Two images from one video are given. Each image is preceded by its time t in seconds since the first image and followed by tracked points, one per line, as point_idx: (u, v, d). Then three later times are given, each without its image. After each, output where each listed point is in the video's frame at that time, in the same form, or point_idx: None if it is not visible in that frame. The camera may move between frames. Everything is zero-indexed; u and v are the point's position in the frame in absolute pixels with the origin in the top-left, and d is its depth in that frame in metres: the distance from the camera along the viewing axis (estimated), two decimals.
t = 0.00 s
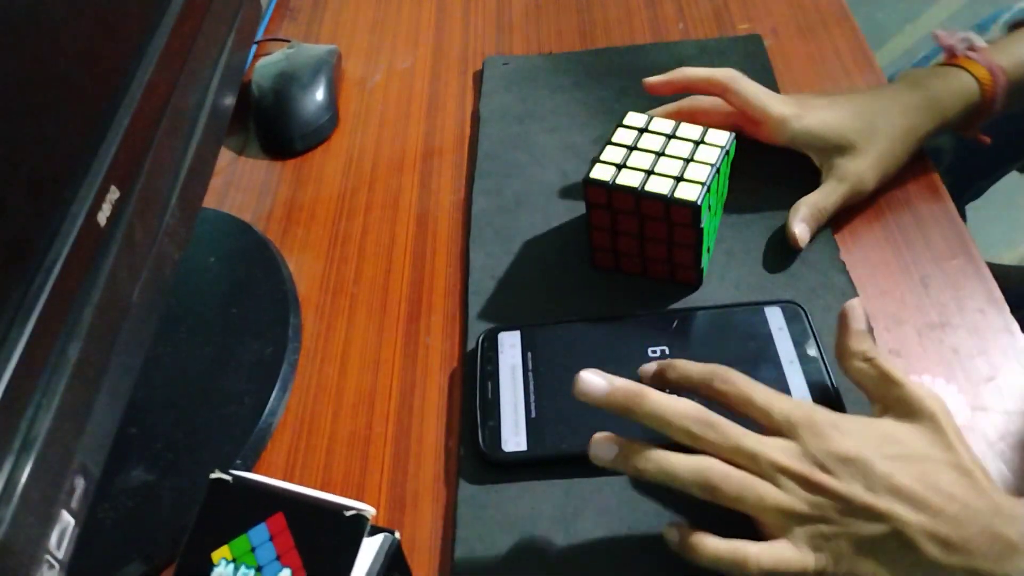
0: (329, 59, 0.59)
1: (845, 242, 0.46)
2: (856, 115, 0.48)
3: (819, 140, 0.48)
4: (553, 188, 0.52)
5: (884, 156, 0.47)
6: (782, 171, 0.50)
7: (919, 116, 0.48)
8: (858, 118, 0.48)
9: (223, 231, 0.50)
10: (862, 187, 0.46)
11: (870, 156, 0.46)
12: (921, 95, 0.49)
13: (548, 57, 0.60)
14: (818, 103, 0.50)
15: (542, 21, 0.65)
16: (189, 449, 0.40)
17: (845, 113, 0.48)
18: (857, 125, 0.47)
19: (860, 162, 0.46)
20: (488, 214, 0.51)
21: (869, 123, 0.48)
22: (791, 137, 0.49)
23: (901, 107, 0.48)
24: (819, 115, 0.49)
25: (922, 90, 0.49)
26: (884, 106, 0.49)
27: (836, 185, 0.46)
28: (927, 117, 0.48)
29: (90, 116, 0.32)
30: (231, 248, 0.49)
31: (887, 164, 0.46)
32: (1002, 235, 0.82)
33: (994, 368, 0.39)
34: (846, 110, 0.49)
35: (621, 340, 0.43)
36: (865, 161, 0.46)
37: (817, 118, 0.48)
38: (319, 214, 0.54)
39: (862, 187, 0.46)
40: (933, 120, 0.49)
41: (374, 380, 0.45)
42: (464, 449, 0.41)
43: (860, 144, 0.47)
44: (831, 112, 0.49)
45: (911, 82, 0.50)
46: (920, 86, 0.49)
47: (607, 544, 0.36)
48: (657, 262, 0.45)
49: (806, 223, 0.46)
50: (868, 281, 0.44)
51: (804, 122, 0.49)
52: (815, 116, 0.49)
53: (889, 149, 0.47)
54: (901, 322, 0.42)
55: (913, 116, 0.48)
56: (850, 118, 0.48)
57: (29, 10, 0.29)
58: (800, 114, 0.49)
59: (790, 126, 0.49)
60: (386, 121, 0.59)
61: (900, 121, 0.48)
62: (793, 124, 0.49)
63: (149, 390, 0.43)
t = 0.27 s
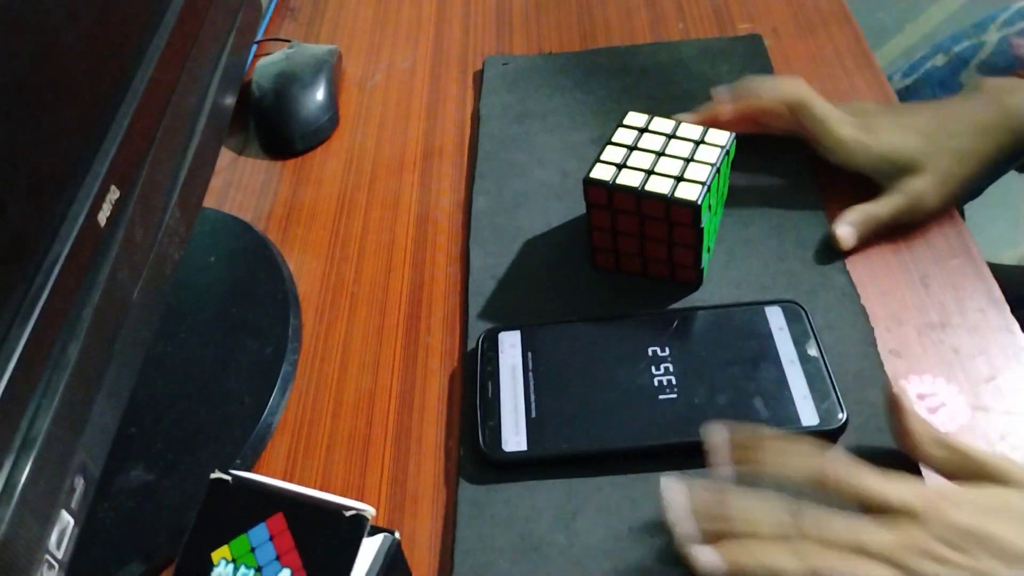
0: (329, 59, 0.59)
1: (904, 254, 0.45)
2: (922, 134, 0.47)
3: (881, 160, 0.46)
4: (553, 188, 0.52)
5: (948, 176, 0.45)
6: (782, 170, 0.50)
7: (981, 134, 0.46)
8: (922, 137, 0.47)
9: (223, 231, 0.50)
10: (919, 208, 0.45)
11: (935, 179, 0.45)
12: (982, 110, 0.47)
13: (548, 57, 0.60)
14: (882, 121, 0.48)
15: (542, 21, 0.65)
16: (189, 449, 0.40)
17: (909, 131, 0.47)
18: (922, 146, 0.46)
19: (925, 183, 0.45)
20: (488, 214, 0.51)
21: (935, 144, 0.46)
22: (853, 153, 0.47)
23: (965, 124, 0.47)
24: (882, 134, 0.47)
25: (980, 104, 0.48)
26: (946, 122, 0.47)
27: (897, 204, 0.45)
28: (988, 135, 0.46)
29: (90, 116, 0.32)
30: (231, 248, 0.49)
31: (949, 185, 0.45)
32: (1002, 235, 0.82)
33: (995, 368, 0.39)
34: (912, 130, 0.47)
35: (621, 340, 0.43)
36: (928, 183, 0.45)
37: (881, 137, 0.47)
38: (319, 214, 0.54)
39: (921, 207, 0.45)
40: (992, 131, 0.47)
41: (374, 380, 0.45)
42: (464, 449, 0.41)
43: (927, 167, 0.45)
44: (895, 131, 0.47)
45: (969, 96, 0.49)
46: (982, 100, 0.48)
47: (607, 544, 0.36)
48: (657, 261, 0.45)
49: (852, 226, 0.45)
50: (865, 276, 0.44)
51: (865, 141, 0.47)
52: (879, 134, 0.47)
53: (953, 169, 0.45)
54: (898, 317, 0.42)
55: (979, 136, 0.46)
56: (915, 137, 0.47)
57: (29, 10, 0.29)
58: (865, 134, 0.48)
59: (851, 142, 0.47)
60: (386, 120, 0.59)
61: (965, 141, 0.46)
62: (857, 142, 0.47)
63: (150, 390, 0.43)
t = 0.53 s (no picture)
0: (329, 59, 0.59)
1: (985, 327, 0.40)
2: (988, 206, 0.45)
3: (948, 225, 0.44)
4: (554, 188, 0.52)
5: None
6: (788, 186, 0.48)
7: None
8: (987, 203, 0.45)
9: (224, 231, 0.50)
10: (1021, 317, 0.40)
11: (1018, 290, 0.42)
12: None
13: (548, 57, 0.60)
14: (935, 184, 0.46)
15: (542, 21, 0.65)
16: (189, 449, 0.40)
17: (973, 204, 0.45)
18: (984, 216, 0.44)
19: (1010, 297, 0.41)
20: (488, 214, 0.51)
21: (996, 215, 0.45)
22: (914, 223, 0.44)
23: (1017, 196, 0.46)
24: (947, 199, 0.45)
25: None
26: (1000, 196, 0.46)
27: (991, 314, 0.41)
28: None
29: (89, 116, 0.32)
30: (232, 248, 0.49)
31: None
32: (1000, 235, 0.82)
33: (995, 369, 0.40)
34: (971, 199, 0.45)
35: (621, 340, 0.43)
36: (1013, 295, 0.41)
37: (947, 204, 0.45)
38: (319, 215, 0.54)
39: None
40: None
41: (374, 380, 0.45)
42: (464, 449, 0.41)
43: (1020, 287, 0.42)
44: (955, 199, 0.45)
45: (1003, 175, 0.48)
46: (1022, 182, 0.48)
47: (607, 544, 0.36)
48: (657, 261, 0.45)
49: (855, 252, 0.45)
50: (870, 283, 0.44)
51: (921, 203, 0.44)
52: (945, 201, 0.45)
53: None
54: (894, 316, 0.43)
55: None
56: (980, 208, 0.44)
57: (28, 10, 0.29)
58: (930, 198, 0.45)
59: (914, 207, 0.44)
60: (386, 120, 0.59)
61: None
62: (923, 208, 0.44)
63: (150, 390, 0.43)
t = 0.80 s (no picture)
0: (329, 59, 0.59)
1: (862, 375, 0.35)
2: (918, 296, 0.38)
3: (876, 333, 0.38)
4: (553, 188, 0.52)
5: (956, 362, 0.38)
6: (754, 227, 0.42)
7: (994, 324, 0.39)
8: (941, 296, 0.38)
9: (223, 231, 0.50)
10: (901, 385, 0.36)
11: (946, 364, 0.37)
12: (1008, 255, 0.39)
13: (548, 57, 0.60)
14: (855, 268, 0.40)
15: (542, 21, 0.65)
16: (189, 449, 0.40)
17: (906, 283, 0.39)
18: (941, 313, 0.38)
19: (932, 359, 0.37)
20: (488, 214, 0.51)
21: (962, 303, 0.38)
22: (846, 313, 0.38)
23: (993, 281, 0.39)
24: (892, 286, 0.39)
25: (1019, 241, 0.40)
26: (969, 271, 0.39)
27: (906, 399, 0.37)
28: (1011, 313, 0.39)
29: (89, 116, 0.32)
30: (231, 248, 0.49)
31: (963, 355, 0.38)
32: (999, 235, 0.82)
33: (995, 369, 0.40)
34: (929, 279, 0.39)
35: (621, 341, 0.43)
36: (936, 361, 0.37)
37: (870, 301, 0.38)
38: (319, 215, 0.54)
39: (893, 386, 0.35)
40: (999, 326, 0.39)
41: (374, 380, 0.45)
42: (464, 449, 0.41)
43: (937, 344, 0.37)
44: (915, 282, 0.39)
45: (980, 226, 0.42)
46: (1011, 241, 0.40)
47: (606, 544, 0.36)
48: (657, 262, 0.45)
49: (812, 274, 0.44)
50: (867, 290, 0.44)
51: (877, 280, 0.39)
52: (895, 278, 0.39)
53: (963, 356, 0.38)
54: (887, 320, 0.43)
55: (991, 323, 0.39)
56: (921, 299, 0.38)
57: (29, 10, 0.29)
58: (854, 288, 0.38)
59: (843, 284, 0.39)
60: (386, 121, 0.59)
61: (976, 345, 0.38)
62: (840, 296, 0.38)
63: (149, 390, 0.43)
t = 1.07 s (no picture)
0: (329, 59, 0.59)
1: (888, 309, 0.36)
2: (956, 247, 0.39)
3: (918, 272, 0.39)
4: (554, 188, 0.52)
5: (983, 311, 0.39)
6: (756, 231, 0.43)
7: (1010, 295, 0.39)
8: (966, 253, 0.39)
9: (223, 231, 0.50)
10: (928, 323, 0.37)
11: (975, 312, 0.39)
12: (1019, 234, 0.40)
13: (549, 57, 0.60)
14: (907, 217, 0.41)
15: (542, 20, 0.65)
16: (189, 449, 0.40)
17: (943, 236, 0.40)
18: (970, 267, 0.39)
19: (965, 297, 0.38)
20: (488, 214, 0.51)
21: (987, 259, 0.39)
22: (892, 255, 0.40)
23: None
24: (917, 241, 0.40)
25: None
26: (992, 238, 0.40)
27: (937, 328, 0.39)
28: None
29: (89, 116, 0.32)
30: (231, 248, 0.49)
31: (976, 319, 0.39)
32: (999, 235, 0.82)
33: (995, 369, 0.40)
34: (960, 233, 0.40)
35: (621, 340, 0.43)
36: (971, 303, 0.38)
37: (917, 243, 0.39)
38: (319, 214, 0.54)
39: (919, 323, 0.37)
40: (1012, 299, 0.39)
41: (374, 380, 0.45)
42: (464, 449, 0.41)
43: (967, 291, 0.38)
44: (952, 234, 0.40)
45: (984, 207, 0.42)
46: None
47: (607, 544, 0.36)
48: (656, 262, 0.45)
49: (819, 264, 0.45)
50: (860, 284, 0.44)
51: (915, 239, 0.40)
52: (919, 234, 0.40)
53: (976, 323, 0.39)
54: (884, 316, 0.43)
55: (1009, 291, 0.39)
56: (957, 251, 0.39)
57: (29, 11, 0.29)
58: (904, 232, 0.40)
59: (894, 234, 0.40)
60: (386, 120, 0.59)
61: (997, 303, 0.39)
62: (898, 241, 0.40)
63: (149, 390, 0.43)
